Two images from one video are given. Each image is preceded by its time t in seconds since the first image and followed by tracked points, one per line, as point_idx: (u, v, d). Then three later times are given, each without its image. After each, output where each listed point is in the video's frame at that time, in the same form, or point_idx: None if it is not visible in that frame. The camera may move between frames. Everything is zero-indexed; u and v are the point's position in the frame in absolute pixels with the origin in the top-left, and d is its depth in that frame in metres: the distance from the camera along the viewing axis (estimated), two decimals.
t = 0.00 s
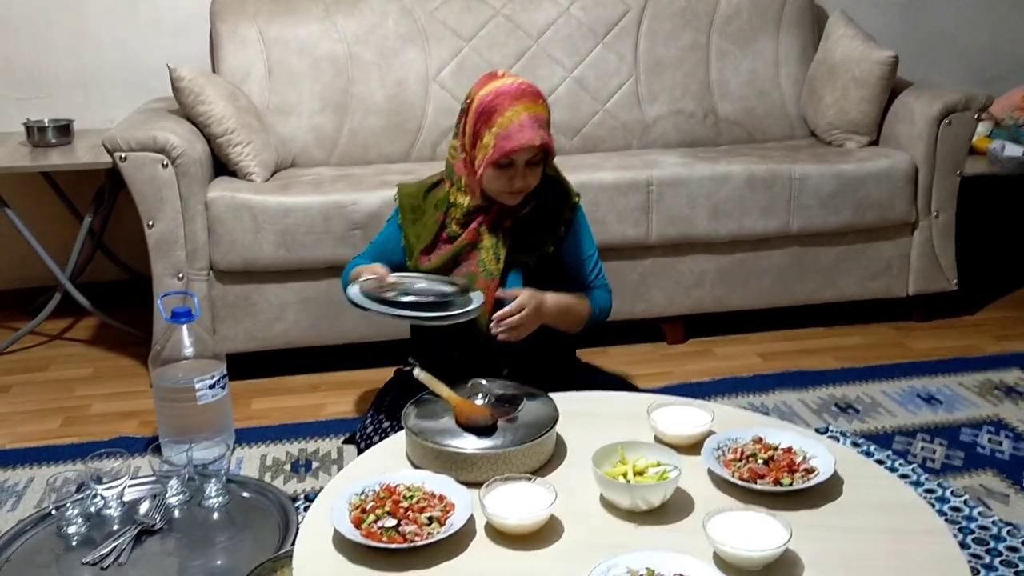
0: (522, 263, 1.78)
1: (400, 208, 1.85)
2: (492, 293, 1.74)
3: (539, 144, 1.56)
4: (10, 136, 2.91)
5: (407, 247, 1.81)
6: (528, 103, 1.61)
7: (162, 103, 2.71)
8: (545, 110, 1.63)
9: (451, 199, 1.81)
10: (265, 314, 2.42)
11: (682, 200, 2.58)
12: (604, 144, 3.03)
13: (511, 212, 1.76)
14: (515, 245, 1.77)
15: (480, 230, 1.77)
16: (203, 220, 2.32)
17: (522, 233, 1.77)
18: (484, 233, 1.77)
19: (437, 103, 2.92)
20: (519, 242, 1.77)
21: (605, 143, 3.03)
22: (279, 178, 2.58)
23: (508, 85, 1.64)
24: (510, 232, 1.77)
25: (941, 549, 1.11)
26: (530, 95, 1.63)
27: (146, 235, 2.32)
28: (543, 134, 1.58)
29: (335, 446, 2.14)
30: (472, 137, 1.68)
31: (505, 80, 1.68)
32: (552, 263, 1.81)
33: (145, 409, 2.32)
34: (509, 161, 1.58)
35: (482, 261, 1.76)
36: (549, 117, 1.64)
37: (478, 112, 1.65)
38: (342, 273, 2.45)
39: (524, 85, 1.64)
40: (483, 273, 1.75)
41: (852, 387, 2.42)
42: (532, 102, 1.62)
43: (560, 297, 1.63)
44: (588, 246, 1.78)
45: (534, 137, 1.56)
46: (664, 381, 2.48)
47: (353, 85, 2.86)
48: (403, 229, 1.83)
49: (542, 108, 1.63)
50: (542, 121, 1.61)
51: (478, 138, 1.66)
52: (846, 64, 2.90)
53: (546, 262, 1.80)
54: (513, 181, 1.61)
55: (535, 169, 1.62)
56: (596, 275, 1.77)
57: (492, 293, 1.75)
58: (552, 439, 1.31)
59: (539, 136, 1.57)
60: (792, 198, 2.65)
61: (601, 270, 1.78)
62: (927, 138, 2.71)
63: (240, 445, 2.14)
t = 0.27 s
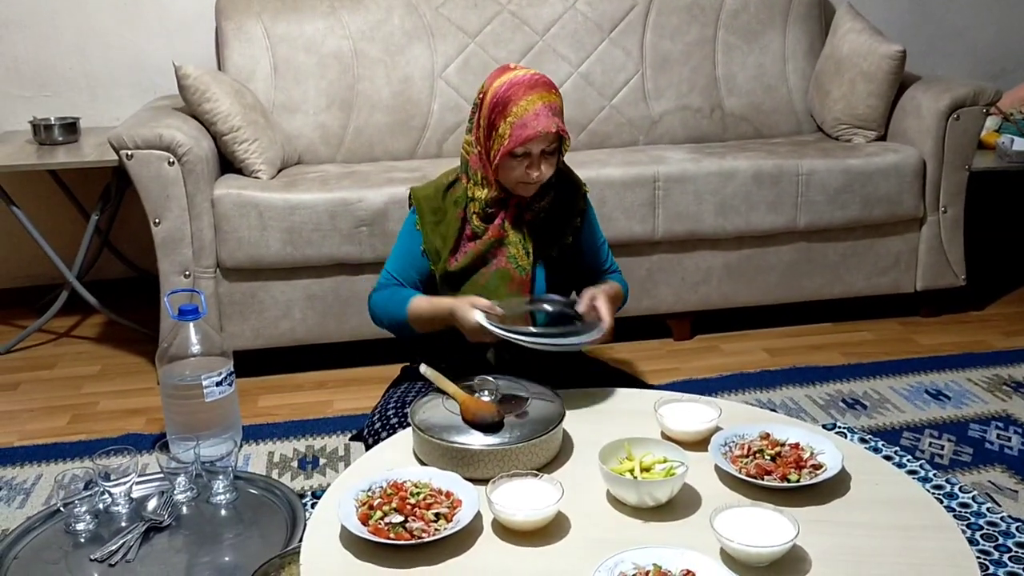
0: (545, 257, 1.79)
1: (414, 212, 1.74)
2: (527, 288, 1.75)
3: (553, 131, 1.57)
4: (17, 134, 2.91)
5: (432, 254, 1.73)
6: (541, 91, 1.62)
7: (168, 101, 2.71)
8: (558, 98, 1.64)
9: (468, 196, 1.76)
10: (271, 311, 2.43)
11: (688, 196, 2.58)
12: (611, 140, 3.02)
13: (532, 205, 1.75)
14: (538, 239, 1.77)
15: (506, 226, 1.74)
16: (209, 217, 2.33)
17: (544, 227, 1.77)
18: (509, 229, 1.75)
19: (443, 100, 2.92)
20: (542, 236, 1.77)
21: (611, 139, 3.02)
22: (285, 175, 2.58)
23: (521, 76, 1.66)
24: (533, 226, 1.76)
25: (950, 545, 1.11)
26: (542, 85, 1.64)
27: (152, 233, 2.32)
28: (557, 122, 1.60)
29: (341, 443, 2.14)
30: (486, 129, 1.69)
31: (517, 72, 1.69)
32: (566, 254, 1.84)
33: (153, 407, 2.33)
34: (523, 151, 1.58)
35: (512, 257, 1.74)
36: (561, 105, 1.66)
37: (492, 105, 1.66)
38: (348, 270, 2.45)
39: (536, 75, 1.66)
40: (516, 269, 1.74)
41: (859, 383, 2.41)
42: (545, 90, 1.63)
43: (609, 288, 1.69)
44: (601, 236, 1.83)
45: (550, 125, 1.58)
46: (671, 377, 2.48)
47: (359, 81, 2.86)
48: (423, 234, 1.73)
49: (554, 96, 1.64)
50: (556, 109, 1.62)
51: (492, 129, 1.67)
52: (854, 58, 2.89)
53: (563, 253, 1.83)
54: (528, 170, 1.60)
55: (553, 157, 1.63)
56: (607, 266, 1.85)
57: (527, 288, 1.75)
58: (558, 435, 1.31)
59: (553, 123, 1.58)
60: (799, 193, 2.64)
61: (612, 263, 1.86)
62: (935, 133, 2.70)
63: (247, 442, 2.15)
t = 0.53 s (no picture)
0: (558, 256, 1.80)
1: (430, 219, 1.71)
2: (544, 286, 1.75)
3: (563, 123, 1.58)
4: (18, 135, 2.91)
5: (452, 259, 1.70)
6: (548, 86, 1.63)
7: (168, 101, 2.71)
8: (565, 92, 1.64)
9: (480, 197, 1.74)
10: (272, 311, 2.43)
11: (689, 195, 2.57)
12: (611, 139, 3.02)
13: (543, 203, 1.75)
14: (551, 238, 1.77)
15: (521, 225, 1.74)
16: (209, 218, 2.32)
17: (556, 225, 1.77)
18: (524, 228, 1.74)
19: (443, 100, 2.92)
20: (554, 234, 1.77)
21: (612, 138, 3.02)
22: (286, 175, 2.58)
23: (527, 73, 1.66)
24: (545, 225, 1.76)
25: (952, 545, 1.11)
26: (550, 79, 1.64)
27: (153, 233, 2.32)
28: (566, 114, 1.60)
29: (342, 443, 2.14)
30: (494, 127, 1.69)
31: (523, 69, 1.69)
32: (577, 253, 1.84)
33: (154, 407, 2.33)
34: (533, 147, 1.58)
35: (529, 257, 1.74)
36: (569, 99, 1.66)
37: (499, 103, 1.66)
38: (349, 270, 2.45)
39: (542, 71, 1.66)
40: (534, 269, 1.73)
41: (861, 382, 2.41)
42: (552, 85, 1.64)
43: (638, 310, 1.72)
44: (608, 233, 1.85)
45: (558, 118, 1.58)
46: (672, 377, 2.48)
47: (359, 82, 2.85)
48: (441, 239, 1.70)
49: (562, 90, 1.64)
50: (564, 104, 1.62)
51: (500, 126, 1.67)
52: (854, 57, 2.89)
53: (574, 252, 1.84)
54: (539, 164, 1.62)
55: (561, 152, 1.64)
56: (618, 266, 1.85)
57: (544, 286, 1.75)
58: (559, 435, 1.31)
59: (563, 115, 1.58)
60: (800, 192, 2.63)
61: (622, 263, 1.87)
62: (936, 132, 2.70)
63: (248, 443, 2.15)
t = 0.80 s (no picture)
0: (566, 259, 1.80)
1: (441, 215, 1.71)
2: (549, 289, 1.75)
3: (572, 125, 1.57)
4: (17, 135, 2.91)
5: (458, 256, 1.71)
6: (559, 87, 1.63)
7: (168, 101, 2.71)
8: (577, 96, 1.64)
9: (489, 196, 1.75)
10: (272, 311, 2.43)
11: (689, 194, 2.57)
12: (611, 138, 3.01)
13: (553, 204, 1.75)
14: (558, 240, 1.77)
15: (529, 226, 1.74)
16: (209, 218, 2.32)
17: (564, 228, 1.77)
18: (532, 229, 1.74)
19: (443, 99, 2.92)
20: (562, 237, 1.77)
21: (611, 137, 3.01)
22: (285, 175, 2.58)
23: (539, 73, 1.66)
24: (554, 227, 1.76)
25: (952, 542, 1.11)
26: (562, 82, 1.64)
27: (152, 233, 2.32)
28: (576, 116, 1.59)
29: (343, 443, 2.14)
30: (505, 126, 1.69)
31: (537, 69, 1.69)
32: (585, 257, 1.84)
33: (154, 407, 2.33)
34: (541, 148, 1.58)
35: (535, 258, 1.74)
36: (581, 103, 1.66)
37: (509, 102, 1.66)
38: (349, 270, 2.45)
39: (555, 71, 1.66)
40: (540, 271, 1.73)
41: (861, 380, 2.41)
42: (564, 86, 1.63)
43: (643, 319, 1.71)
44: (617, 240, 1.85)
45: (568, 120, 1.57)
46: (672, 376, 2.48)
47: (358, 81, 2.85)
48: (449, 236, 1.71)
49: (574, 93, 1.63)
50: (576, 107, 1.62)
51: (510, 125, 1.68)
52: (853, 56, 2.89)
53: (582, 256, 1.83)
54: (546, 165, 1.61)
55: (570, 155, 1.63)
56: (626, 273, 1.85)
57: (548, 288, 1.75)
58: (559, 434, 1.31)
59: (572, 117, 1.58)
60: (799, 190, 2.63)
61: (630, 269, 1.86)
62: (935, 130, 2.70)
63: (249, 442, 2.15)
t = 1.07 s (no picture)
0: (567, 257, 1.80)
1: (442, 209, 1.73)
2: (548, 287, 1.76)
3: (574, 125, 1.56)
4: (17, 130, 2.91)
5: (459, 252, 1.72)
6: (563, 86, 1.62)
7: (167, 97, 2.71)
8: (582, 95, 1.63)
9: (492, 192, 1.75)
10: (272, 306, 2.43)
11: (689, 189, 2.57)
12: (611, 133, 3.01)
13: (556, 203, 1.75)
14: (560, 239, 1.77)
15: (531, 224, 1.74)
16: (209, 213, 2.32)
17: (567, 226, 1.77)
18: (534, 227, 1.75)
19: (443, 94, 2.91)
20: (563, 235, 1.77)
21: (612, 132, 3.01)
22: (285, 170, 2.58)
23: (544, 71, 1.65)
24: (556, 225, 1.76)
25: (952, 537, 1.11)
26: (567, 80, 1.63)
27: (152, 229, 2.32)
28: (578, 116, 1.58)
29: (343, 438, 2.14)
30: (508, 123, 1.69)
31: (542, 67, 1.69)
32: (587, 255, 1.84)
33: (154, 402, 2.33)
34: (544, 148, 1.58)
35: (536, 257, 1.75)
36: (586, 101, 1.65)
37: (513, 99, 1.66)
38: (349, 265, 2.44)
39: (560, 70, 1.65)
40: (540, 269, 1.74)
41: (861, 375, 2.41)
42: (568, 85, 1.62)
43: (642, 314, 1.71)
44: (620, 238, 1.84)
45: (571, 120, 1.56)
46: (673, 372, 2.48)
47: (358, 76, 2.85)
48: (449, 231, 1.72)
49: (579, 92, 1.63)
50: (580, 107, 1.61)
51: (513, 122, 1.67)
52: (854, 50, 2.88)
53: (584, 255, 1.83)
54: (547, 165, 1.61)
55: (573, 154, 1.63)
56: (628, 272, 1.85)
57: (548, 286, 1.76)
58: (560, 429, 1.31)
59: (574, 117, 1.57)
60: (800, 185, 2.63)
61: (632, 269, 1.86)
62: (936, 125, 2.69)
63: (249, 438, 2.15)
